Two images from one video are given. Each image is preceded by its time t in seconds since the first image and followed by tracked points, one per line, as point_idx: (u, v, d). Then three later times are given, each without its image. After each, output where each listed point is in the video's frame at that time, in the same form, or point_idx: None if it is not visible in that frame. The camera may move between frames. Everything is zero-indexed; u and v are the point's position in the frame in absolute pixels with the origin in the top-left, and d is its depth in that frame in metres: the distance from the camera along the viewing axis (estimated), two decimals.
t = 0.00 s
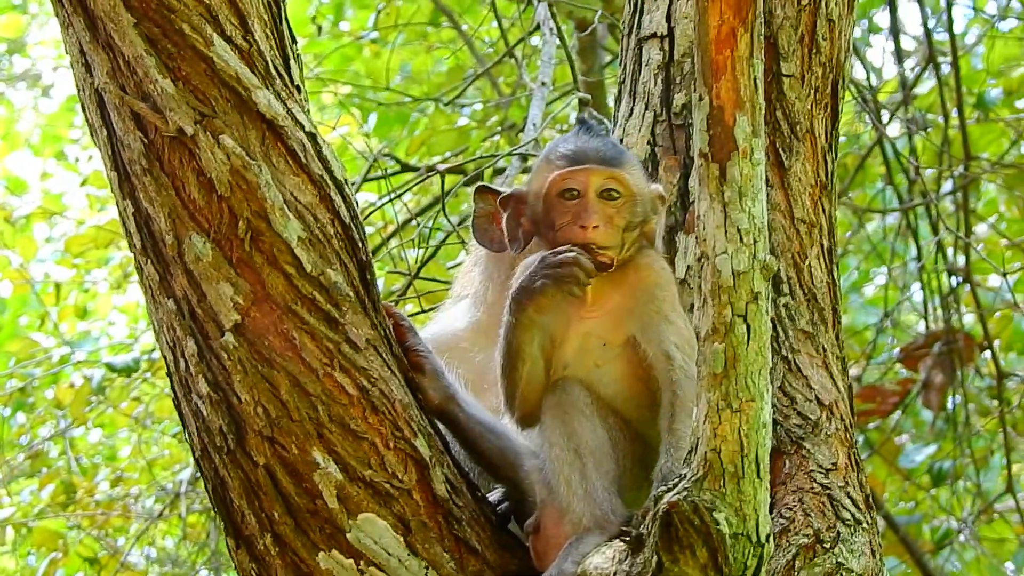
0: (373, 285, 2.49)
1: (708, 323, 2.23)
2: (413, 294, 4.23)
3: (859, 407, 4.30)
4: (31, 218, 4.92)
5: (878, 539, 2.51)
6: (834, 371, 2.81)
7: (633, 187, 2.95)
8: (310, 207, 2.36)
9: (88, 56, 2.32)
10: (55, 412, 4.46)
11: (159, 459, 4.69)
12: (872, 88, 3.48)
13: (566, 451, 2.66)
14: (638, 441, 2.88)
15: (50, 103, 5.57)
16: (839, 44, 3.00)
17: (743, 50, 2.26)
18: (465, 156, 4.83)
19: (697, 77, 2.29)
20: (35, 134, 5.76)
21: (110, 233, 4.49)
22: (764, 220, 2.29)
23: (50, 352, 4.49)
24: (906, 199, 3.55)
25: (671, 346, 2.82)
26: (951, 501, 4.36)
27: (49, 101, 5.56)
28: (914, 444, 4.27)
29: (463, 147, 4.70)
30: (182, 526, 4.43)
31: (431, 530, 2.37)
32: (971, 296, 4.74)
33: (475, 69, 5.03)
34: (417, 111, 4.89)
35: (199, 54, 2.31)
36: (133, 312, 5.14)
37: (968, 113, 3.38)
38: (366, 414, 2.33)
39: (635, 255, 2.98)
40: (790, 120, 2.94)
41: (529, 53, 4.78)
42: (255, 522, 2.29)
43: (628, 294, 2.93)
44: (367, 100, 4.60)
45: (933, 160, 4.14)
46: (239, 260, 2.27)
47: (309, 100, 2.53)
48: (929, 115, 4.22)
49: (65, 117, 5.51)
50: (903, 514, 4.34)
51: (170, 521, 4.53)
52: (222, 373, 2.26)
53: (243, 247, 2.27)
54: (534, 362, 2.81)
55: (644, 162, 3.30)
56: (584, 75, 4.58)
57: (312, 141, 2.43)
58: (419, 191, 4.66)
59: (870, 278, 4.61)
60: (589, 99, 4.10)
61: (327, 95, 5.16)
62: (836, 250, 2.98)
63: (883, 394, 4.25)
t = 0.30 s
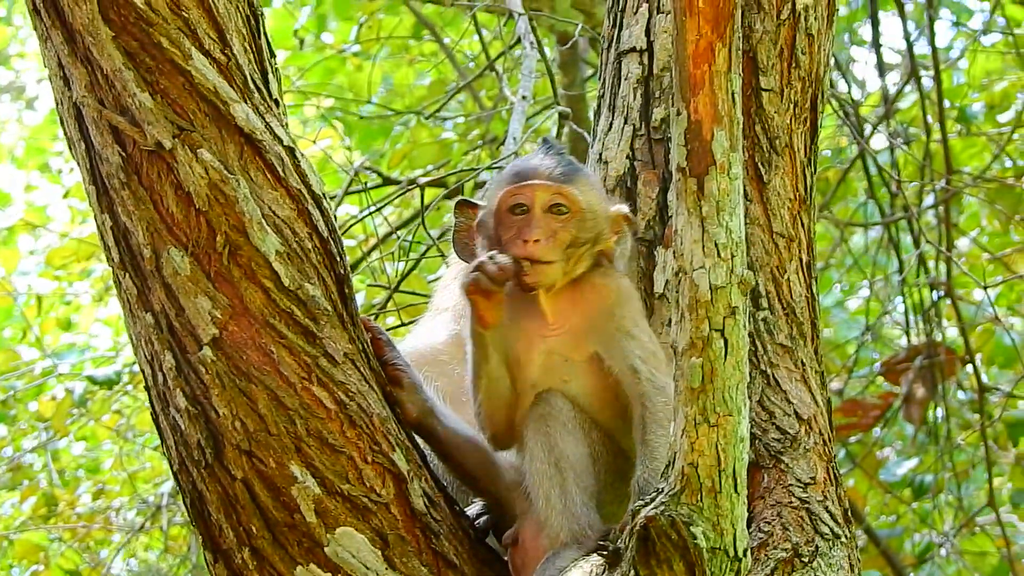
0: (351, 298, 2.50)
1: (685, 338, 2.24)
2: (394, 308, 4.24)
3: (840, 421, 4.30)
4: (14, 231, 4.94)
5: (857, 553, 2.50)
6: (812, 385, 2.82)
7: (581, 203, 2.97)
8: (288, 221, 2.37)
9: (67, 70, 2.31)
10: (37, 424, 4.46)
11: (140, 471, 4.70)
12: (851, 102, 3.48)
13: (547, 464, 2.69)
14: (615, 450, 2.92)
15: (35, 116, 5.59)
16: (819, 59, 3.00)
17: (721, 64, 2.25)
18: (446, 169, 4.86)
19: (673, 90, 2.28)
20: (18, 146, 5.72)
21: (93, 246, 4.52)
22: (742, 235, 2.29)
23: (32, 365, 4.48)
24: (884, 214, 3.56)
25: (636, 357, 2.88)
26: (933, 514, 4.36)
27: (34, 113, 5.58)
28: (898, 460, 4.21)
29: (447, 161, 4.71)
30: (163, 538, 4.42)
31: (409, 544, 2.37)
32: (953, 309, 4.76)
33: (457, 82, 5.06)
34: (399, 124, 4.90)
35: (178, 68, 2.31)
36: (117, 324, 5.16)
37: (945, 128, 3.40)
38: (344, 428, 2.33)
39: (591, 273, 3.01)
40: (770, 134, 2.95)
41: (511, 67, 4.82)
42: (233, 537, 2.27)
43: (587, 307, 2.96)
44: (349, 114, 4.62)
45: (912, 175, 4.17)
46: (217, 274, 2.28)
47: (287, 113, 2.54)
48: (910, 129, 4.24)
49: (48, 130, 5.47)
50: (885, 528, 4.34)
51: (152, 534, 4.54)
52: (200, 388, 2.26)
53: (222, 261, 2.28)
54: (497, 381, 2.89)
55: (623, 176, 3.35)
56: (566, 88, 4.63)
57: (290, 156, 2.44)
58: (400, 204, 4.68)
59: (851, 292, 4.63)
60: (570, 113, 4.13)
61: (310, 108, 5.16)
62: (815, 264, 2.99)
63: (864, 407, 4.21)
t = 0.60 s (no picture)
0: (335, 311, 2.50)
1: (669, 351, 2.24)
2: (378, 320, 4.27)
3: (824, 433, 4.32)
4: None
5: (841, 567, 2.52)
6: (797, 399, 2.82)
7: (477, 230, 3.08)
8: (272, 235, 2.37)
9: (52, 83, 2.31)
10: (22, 435, 4.47)
11: (124, 482, 4.70)
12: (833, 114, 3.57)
13: (520, 484, 2.65)
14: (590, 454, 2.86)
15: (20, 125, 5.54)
16: (803, 72, 3.04)
17: (705, 77, 2.25)
18: (430, 182, 4.90)
19: (657, 104, 2.29)
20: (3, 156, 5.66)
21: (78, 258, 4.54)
22: (726, 248, 2.30)
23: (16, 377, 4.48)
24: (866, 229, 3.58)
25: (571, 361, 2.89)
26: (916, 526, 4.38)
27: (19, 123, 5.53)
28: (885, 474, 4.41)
29: (431, 174, 4.73)
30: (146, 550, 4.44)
31: (393, 557, 2.36)
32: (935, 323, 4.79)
33: (441, 94, 5.10)
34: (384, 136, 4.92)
35: (162, 81, 2.31)
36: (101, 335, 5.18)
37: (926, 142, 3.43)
38: (328, 441, 2.33)
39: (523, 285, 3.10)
40: (754, 148, 2.97)
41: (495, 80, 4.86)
42: (218, 549, 2.27)
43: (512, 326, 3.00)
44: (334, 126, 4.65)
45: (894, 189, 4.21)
46: (201, 287, 2.27)
47: (271, 126, 2.54)
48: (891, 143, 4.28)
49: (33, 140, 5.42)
50: (867, 540, 4.36)
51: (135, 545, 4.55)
52: (185, 400, 2.25)
53: (206, 274, 2.28)
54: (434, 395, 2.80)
55: (607, 190, 3.40)
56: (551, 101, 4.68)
57: (274, 169, 2.44)
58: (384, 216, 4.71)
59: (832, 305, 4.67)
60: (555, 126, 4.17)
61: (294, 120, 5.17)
62: (800, 277, 3.00)
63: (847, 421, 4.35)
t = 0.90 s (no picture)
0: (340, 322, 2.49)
1: (673, 363, 2.25)
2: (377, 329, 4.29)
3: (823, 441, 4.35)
4: None
5: None
6: (799, 411, 2.83)
7: (471, 223, 3.35)
8: (277, 246, 2.35)
9: (57, 95, 2.30)
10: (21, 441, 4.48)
11: (123, 488, 4.71)
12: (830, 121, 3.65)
13: (511, 503, 2.66)
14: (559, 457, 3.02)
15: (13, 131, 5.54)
16: (804, 84, 3.06)
17: (709, 90, 2.27)
18: (428, 190, 4.93)
19: (660, 116, 2.29)
20: None
21: (77, 264, 4.55)
22: (730, 260, 2.30)
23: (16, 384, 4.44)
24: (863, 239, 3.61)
25: (549, 355, 2.97)
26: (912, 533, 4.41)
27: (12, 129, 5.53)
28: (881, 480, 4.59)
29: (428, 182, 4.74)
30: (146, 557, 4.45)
31: (397, 567, 2.37)
32: (932, 332, 4.81)
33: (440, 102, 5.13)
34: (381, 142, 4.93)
35: (167, 92, 2.31)
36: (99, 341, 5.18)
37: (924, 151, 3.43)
38: (333, 452, 2.33)
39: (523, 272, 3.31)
40: (756, 159, 2.98)
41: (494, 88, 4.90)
42: (223, 558, 2.28)
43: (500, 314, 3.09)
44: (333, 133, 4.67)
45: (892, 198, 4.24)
46: (206, 297, 2.27)
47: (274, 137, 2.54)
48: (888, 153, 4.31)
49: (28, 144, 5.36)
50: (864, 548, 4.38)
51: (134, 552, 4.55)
52: (189, 411, 2.25)
53: (210, 285, 2.27)
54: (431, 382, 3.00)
55: (609, 202, 3.35)
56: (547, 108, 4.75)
57: (278, 180, 2.42)
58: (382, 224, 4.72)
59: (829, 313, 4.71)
60: (553, 136, 4.20)
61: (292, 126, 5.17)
62: (800, 288, 3.01)
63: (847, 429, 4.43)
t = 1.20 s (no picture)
0: (379, 328, 2.46)
1: (714, 368, 2.23)
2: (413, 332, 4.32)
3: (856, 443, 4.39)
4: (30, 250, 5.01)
5: None
6: (837, 414, 2.92)
7: (505, 225, 3.42)
8: (317, 251, 2.33)
9: (97, 100, 2.30)
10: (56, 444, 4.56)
11: (157, 490, 4.75)
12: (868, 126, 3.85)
13: (544, 512, 2.66)
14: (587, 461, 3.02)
15: (45, 133, 5.76)
16: (842, 87, 3.16)
17: (750, 96, 2.26)
18: (462, 194, 4.96)
19: (702, 122, 2.29)
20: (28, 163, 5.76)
21: (110, 269, 4.64)
22: (770, 266, 2.29)
23: (51, 387, 4.55)
24: (899, 242, 3.76)
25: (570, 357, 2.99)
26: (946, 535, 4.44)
27: (44, 131, 5.75)
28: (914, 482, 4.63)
29: (463, 185, 4.76)
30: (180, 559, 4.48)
31: (437, 572, 2.32)
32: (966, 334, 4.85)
33: (473, 105, 5.17)
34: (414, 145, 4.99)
35: (208, 98, 2.31)
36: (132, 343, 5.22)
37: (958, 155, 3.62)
38: (373, 457, 2.28)
39: (557, 272, 3.32)
40: (795, 163, 3.08)
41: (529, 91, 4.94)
42: (262, 563, 2.23)
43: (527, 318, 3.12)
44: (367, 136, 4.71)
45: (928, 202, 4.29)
46: (247, 303, 2.23)
47: (315, 144, 2.54)
48: (922, 156, 4.37)
49: (59, 146, 5.60)
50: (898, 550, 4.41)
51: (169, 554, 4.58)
52: (230, 416, 2.21)
53: (251, 291, 2.24)
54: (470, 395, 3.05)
55: (647, 206, 3.36)
56: (583, 110, 4.78)
57: (319, 186, 2.41)
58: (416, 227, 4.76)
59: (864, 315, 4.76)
60: (591, 140, 4.22)
61: (325, 129, 5.21)
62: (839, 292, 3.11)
63: (881, 431, 4.56)
